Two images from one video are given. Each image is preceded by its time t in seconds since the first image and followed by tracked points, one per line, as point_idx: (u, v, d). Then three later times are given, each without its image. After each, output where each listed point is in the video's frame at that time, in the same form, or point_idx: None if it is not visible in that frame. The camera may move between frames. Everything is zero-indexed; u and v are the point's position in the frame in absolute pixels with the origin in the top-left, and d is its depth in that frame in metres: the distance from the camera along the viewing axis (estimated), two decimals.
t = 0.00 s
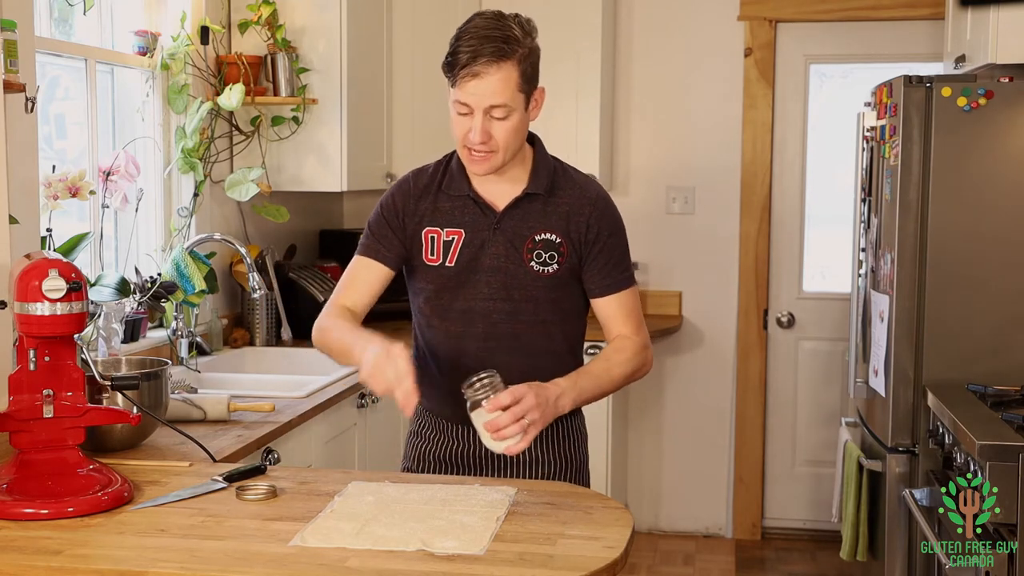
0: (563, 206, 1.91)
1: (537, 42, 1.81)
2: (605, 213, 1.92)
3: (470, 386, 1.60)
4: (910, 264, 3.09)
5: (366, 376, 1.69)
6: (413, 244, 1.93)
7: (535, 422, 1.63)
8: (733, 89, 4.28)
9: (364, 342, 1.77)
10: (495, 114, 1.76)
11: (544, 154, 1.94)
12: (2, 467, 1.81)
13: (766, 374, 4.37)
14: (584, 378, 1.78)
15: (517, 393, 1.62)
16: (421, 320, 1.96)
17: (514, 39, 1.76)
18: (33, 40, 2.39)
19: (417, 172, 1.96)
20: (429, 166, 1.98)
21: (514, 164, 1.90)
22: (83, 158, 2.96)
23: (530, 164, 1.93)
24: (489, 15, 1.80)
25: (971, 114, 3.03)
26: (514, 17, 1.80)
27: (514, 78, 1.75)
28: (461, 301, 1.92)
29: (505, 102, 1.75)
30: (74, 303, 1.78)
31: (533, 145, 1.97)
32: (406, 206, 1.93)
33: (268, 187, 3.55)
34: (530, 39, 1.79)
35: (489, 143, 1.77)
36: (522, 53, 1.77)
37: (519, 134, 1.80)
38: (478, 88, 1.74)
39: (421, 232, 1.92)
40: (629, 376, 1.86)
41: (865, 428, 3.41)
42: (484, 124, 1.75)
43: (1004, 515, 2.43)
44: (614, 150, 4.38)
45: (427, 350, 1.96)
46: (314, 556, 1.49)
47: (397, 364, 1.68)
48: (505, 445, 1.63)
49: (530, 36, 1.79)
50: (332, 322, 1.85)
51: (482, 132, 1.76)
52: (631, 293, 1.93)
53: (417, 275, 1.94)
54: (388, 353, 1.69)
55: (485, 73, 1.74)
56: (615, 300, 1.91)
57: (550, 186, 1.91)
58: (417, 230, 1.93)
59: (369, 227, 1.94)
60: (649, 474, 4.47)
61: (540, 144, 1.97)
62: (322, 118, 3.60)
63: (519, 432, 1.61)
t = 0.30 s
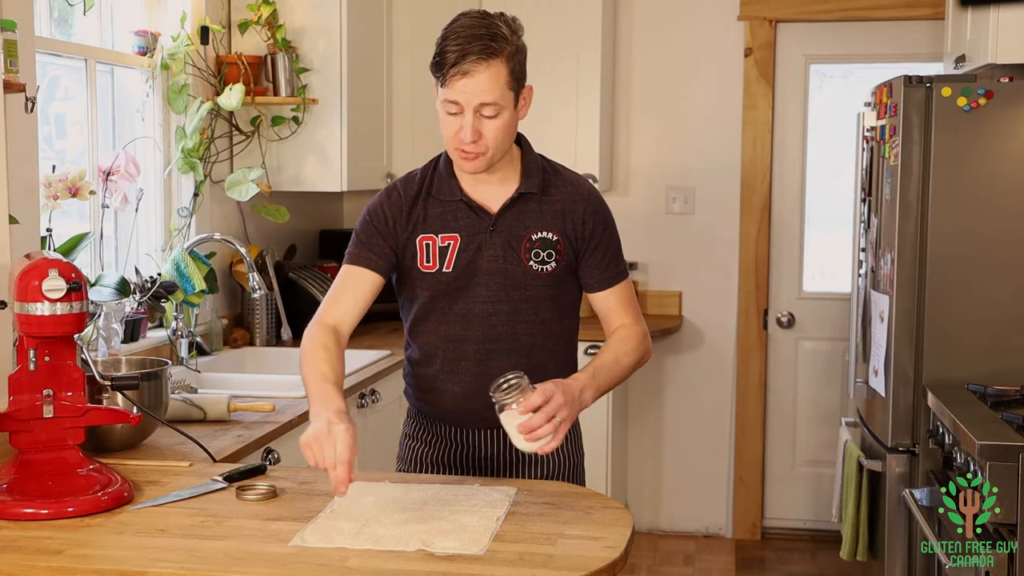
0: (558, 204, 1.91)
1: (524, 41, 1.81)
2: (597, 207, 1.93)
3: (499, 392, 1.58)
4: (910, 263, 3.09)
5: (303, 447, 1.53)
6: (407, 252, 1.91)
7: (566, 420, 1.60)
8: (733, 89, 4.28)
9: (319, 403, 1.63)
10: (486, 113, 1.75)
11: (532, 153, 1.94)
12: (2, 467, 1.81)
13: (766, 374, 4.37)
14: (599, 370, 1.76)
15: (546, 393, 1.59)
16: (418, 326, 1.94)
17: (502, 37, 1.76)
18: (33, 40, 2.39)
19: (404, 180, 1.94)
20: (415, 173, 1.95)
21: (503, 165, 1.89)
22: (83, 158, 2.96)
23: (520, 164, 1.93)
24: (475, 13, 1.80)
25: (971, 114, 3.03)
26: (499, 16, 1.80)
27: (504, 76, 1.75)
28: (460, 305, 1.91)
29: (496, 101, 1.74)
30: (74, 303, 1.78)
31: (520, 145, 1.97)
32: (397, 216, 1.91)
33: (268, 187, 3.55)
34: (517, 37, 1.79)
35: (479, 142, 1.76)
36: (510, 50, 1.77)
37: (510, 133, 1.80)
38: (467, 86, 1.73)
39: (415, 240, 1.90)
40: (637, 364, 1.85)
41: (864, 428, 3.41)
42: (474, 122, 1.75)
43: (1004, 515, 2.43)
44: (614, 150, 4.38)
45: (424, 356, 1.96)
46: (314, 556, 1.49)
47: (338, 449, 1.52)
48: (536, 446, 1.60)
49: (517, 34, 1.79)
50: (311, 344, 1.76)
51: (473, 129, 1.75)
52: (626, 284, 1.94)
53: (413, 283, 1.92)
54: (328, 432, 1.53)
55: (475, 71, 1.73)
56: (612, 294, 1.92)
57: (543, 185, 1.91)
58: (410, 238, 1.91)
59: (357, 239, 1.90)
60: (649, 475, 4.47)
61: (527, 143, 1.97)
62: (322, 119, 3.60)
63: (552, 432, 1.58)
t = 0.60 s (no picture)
0: (555, 198, 1.91)
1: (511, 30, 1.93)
2: (595, 201, 1.94)
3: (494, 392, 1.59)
4: (910, 263, 3.09)
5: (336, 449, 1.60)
6: (406, 252, 1.91)
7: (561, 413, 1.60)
8: (733, 89, 4.28)
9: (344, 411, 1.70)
10: (491, 70, 1.82)
11: (528, 149, 1.94)
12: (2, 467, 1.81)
13: (766, 374, 4.37)
14: (597, 363, 1.76)
15: (540, 386, 1.59)
16: (419, 327, 1.94)
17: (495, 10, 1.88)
18: (33, 39, 2.39)
19: (401, 182, 1.95)
20: (411, 174, 1.96)
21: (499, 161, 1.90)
22: (83, 158, 2.96)
23: (517, 159, 1.93)
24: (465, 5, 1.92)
25: (971, 114, 3.03)
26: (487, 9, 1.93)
27: (503, 38, 1.85)
28: (461, 303, 1.91)
29: (499, 56, 1.83)
30: (74, 303, 1.78)
31: (515, 141, 1.97)
32: (395, 218, 1.91)
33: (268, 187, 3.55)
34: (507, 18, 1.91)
35: (489, 96, 1.81)
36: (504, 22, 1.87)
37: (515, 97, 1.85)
38: (471, 42, 1.81)
39: (413, 240, 1.91)
40: (639, 358, 1.87)
41: (864, 428, 3.41)
42: (481, 75, 1.81)
43: (1004, 515, 2.43)
44: (614, 150, 4.38)
45: (427, 358, 1.95)
46: (314, 556, 1.49)
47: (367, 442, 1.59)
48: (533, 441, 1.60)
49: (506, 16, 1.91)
50: (326, 358, 1.82)
51: (480, 81, 1.80)
52: (628, 278, 1.95)
53: (413, 284, 1.92)
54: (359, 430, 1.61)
55: (476, 28, 1.82)
56: (615, 288, 1.94)
57: (540, 180, 1.91)
58: (409, 239, 1.91)
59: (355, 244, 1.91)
60: (648, 474, 4.47)
61: (522, 140, 1.97)
62: (322, 119, 3.60)
63: (547, 425, 1.58)
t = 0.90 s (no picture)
0: (562, 193, 1.91)
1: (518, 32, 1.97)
2: (603, 197, 1.94)
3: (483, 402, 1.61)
4: (910, 263, 3.09)
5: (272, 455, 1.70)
6: (412, 248, 1.93)
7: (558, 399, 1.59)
8: (733, 90, 4.28)
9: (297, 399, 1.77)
10: (500, 61, 1.85)
11: (535, 146, 1.94)
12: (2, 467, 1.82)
13: (766, 374, 4.37)
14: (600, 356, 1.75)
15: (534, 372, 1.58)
16: (426, 322, 1.95)
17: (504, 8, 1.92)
18: (32, 39, 2.39)
19: (408, 177, 1.97)
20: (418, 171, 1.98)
21: (503, 155, 1.91)
22: (83, 158, 2.96)
23: (524, 155, 1.94)
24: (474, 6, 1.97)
25: (971, 114, 3.03)
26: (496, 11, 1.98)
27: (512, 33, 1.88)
28: (467, 297, 1.91)
29: (508, 48, 1.86)
30: (74, 303, 1.78)
31: (521, 138, 1.97)
32: (400, 213, 1.93)
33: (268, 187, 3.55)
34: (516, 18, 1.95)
35: (498, 86, 1.83)
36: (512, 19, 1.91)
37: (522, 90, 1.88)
38: (480, 33, 1.85)
39: (418, 235, 1.92)
40: (644, 354, 1.85)
41: (864, 428, 3.41)
42: (490, 66, 1.83)
43: (1004, 515, 2.43)
44: (614, 150, 4.38)
45: (434, 353, 1.96)
46: (314, 556, 1.49)
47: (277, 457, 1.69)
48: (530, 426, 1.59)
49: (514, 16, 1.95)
50: (310, 338, 1.87)
51: (489, 71, 1.83)
52: (635, 277, 1.94)
53: (419, 278, 1.94)
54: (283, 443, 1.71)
55: (485, 21, 1.86)
56: (620, 285, 1.93)
57: (546, 175, 1.92)
58: (415, 233, 1.93)
59: (360, 240, 1.96)
60: (648, 475, 4.47)
61: (529, 136, 1.98)
62: (322, 119, 3.60)
63: (542, 411, 1.57)
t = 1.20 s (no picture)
0: (559, 196, 1.90)
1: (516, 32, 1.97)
2: (602, 201, 1.91)
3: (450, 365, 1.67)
4: (910, 263, 3.09)
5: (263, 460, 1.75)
6: (412, 248, 1.94)
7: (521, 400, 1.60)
8: (733, 90, 4.28)
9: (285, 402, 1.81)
10: (500, 62, 1.85)
11: (536, 148, 1.94)
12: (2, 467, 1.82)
13: (766, 374, 4.37)
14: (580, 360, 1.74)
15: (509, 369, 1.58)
16: (426, 322, 1.96)
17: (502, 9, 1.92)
18: (33, 40, 2.39)
19: (411, 178, 1.98)
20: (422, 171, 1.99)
21: (502, 157, 1.91)
22: (83, 158, 2.96)
23: (524, 157, 1.93)
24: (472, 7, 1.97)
25: (971, 114, 3.03)
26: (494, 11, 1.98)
27: (511, 34, 1.89)
28: (463, 299, 1.92)
29: (508, 49, 1.86)
30: (74, 303, 1.78)
31: (523, 139, 1.97)
32: (401, 213, 1.95)
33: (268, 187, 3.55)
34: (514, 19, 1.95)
35: (498, 86, 1.84)
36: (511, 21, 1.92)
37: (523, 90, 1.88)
38: (480, 33, 1.85)
39: (418, 236, 1.93)
40: (629, 364, 1.84)
41: (865, 428, 3.41)
42: (490, 66, 1.84)
43: (1004, 515, 2.43)
44: (614, 150, 4.38)
45: (433, 352, 1.97)
46: (314, 556, 1.49)
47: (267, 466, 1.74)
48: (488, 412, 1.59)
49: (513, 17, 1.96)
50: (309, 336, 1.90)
51: (489, 71, 1.84)
52: (631, 283, 1.92)
53: (418, 279, 1.95)
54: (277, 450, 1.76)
55: (485, 21, 1.87)
56: (616, 291, 1.90)
57: (545, 178, 1.91)
58: (414, 234, 1.94)
59: (364, 240, 1.98)
60: (648, 475, 4.47)
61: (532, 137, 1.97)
62: (322, 119, 3.61)
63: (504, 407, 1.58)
